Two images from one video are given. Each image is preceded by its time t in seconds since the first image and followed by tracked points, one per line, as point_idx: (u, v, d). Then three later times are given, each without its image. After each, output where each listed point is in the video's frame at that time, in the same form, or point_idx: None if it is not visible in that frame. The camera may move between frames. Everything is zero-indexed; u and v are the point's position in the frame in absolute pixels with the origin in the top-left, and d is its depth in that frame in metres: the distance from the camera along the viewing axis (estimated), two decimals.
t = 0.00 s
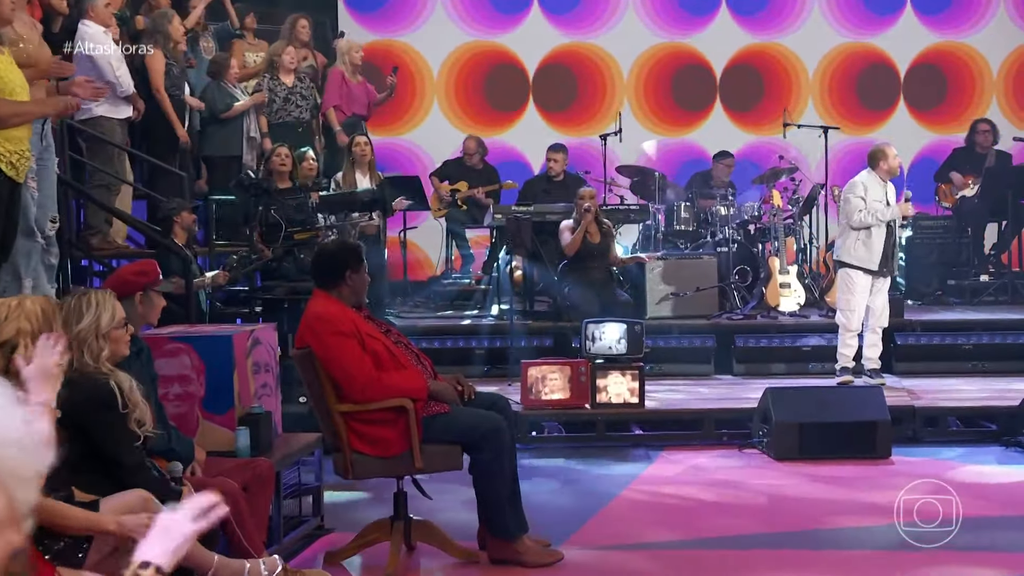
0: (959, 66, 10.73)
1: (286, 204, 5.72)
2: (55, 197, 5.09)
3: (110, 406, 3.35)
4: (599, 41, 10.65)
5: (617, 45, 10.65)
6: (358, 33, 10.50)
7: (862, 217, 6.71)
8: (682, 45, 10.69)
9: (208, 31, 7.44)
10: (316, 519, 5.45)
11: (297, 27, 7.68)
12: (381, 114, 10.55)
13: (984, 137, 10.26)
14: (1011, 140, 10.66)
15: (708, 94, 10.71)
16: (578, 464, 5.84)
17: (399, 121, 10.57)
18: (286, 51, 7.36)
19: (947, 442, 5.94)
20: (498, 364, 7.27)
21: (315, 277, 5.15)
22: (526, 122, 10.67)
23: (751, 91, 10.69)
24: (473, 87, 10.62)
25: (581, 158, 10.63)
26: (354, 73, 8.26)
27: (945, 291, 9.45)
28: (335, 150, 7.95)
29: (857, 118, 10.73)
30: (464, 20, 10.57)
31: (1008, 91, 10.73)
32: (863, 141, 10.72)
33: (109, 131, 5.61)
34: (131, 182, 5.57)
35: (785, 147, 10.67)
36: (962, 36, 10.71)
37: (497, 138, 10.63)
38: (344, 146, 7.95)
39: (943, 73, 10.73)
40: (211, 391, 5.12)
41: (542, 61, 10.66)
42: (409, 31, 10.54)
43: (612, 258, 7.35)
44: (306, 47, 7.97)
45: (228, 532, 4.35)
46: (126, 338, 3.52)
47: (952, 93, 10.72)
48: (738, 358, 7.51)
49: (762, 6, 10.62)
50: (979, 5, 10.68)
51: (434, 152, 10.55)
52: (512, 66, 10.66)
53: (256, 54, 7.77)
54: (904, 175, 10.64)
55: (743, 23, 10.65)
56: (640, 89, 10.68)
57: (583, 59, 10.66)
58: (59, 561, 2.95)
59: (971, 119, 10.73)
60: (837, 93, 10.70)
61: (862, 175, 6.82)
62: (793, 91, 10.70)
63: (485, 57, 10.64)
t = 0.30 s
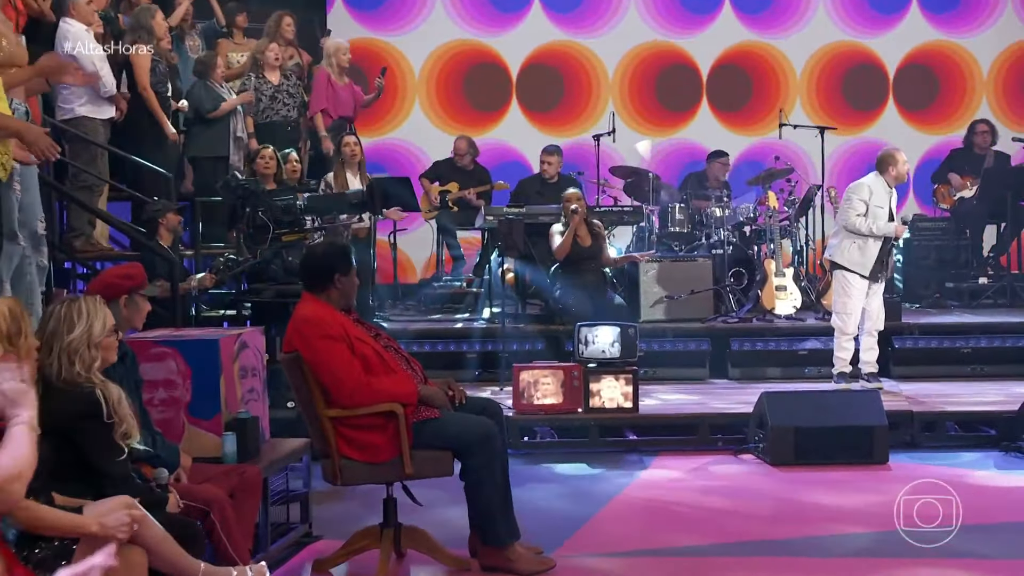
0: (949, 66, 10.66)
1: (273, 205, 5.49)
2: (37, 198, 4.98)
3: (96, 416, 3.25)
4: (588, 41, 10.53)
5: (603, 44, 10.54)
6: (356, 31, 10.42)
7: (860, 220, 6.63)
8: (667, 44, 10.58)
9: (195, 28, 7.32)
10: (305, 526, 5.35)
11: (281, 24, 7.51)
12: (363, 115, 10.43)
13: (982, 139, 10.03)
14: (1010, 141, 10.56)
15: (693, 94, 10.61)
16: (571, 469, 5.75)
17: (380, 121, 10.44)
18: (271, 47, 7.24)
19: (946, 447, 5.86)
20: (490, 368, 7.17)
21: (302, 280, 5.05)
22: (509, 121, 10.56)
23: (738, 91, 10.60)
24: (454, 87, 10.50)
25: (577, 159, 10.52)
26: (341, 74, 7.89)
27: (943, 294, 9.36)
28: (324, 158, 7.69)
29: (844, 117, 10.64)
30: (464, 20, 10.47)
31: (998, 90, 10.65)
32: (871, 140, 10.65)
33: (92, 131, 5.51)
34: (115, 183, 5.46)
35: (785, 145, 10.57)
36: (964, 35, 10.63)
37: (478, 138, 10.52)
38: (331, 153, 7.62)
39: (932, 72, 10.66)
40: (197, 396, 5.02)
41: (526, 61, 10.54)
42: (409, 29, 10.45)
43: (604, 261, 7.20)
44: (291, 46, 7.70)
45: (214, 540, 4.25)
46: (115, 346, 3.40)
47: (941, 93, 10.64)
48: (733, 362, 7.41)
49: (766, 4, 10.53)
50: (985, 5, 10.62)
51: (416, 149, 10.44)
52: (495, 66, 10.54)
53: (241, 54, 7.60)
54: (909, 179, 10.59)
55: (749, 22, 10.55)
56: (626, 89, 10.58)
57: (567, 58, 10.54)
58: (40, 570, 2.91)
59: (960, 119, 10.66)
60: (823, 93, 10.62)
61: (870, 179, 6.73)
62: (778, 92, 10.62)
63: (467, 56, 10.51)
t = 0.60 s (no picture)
0: (938, 65, 10.57)
1: (259, 206, 5.44)
2: (17, 199, 4.88)
3: (78, 416, 3.21)
4: (577, 40, 10.44)
5: (588, 43, 10.45)
6: (352, 29, 10.32)
7: (861, 222, 6.54)
8: (652, 43, 10.49)
9: (180, 27, 7.22)
10: (292, 533, 5.23)
11: (266, 21, 7.39)
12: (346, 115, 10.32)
13: (980, 139, 9.89)
14: (1008, 142, 10.49)
15: (678, 94, 10.52)
16: (562, 474, 5.65)
17: (361, 121, 10.34)
18: (259, 46, 7.09)
19: (944, 452, 5.78)
20: (481, 372, 7.08)
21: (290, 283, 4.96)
22: (490, 122, 10.46)
23: (723, 91, 10.51)
24: (436, 87, 10.39)
25: (570, 159, 10.43)
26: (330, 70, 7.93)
27: (940, 296, 9.28)
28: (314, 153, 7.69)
29: (829, 118, 10.56)
30: (463, 19, 10.39)
31: (986, 90, 10.57)
32: (875, 140, 10.56)
33: (72, 132, 5.45)
34: (97, 184, 5.37)
35: (779, 143, 10.48)
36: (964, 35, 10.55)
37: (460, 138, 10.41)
38: (321, 148, 7.67)
39: (921, 71, 10.57)
40: (182, 401, 4.92)
41: (509, 60, 10.45)
42: (408, 27, 10.36)
43: (595, 262, 7.09)
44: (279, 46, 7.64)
45: (199, 548, 4.14)
46: (96, 351, 3.37)
47: (930, 93, 10.54)
48: (728, 366, 7.35)
49: (771, 3, 10.45)
50: (993, 3, 10.52)
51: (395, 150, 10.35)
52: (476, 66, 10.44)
53: (225, 51, 7.46)
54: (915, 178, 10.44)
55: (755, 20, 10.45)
56: (610, 89, 10.49)
57: (549, 57, 10.45)
58: None
59: (948, 118, 10.57)
60: (809, 94, 10.55)
61: (872, 181, 6.66)
62: (763, 92, 10.53)
63: (448, 55, 10.42)
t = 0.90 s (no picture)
0: (926, 64, 10.42)
1: (245, 206, 5.31)
2: None
3: (59, 416, 3.12)
4: (561, 35, 10.30)
5: (569, 40, 10.32)
6: (349, 26, 10.19)
7: (855, 223, 6.47)
8: (635, 40, 10.36)
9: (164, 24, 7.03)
10: (278, 539, 5.12)
11: (255, 17, 7.30)
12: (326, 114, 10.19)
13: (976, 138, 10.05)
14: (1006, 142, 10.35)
15: (662, 92, 10.39)
16: (553, 478, 5.56)
17: (340, 120, 10.19)
18: (250, 44, 7.01)
19: (940, 456, 5.70)
20: (471, 375, 7.00)
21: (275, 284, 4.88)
22: (469, 121, 10.32)
23: (705, 90, 10.38)
24: (416, 84, 10.26)
25: (562, 158, 10.31)
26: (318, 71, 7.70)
27: (936, 298, 9.21)
28: (303, 155, 7.46)
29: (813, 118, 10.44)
30: (463, 17, 10.27)
31: (973, 89, 10.42)
32: (878, 140, 10.39)
33: (54, 130, 5.46)
34: (79, 183, 5.29)
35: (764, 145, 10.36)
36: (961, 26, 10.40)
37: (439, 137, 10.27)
38: (311, 151, 7.43)
39: (908, 70, 10.44)
40: (166, 405, 4.82)
41: (491, 58, 10.32)
42: (408, 24, 10.25)
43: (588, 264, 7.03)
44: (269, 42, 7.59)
45: (183, 555, 4.02)
46: (77, 350, 3.27)
47: (917, 93, 10.41)
48: (721, 368, 7.27)
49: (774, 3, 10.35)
50: (998, 3, 10.39)
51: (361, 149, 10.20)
52: (457, 64, 10.30)
53: (208, 48, 7.33)
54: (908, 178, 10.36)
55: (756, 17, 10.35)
56: (591, 88, 10.36)
57: (529, 56, 10.32)
58: None
59: (939, 118, 10.43)
60: (792, 93, 10.42)
61: (868, 181, 6.58)
62: (747, 92, 10.40)
63: (427, 52, 10.29)
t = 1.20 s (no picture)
0: (913, 62, 10.28)
1: (228, 206, 5.13)
2: None
3: (34, 413, 3.04)
4: (542, 31, 10.06)
5: (549, 37, 10.08)
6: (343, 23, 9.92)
7: (848, 223, 6.39)
8: (616, 38, 10.13)
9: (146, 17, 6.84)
10: (261, 546, 5.01)
11: (242, 16, 7.15)
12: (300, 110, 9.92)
13: (972, 136, 9.83)
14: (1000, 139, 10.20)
15: (645, 90, 10.18)
16: (542, 482, 5.47)
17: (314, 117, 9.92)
18: (238, 41, 6.87)
19: (935, 460, 5.63)
20: (459, 378, 6.90)
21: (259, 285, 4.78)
22: (445, 121, 10.07)
23: (686, 88, 10.18)
24: (393, 81, 10.00)
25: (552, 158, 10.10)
26: (300, 66, 7.34)
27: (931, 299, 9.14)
28: (284, 154, 7.17)
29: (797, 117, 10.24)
30: (461, 14, 10.01)
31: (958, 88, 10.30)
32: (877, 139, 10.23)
33: (30, 128, 5.47)
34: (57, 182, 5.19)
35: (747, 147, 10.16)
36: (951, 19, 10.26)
37: (413, 137, 10.02)
38: (294, 148, 7.15)
39: (896, 68, 10.28)
40: (147, 409, 4.72)
41: (470, 55, 10.07)
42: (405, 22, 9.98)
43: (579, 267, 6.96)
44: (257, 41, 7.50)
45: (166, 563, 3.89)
46: (49, 348, 3.18)
47: (901, 92, 10.26)
48: (713, 371, 7.17)
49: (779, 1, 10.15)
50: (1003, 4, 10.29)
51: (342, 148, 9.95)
52: (432, 61, 10.03)
53: (185, 44, 7.17)
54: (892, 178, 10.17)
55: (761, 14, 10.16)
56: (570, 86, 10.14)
57: (507, 53, 10.06)
58: None
59: (928, 115, 10.29)
60: (774, 92, 10.22)
61: (859, 181, 6.51)
62: (730, 91, 10.20)
63: (403, 49, 10.01)
